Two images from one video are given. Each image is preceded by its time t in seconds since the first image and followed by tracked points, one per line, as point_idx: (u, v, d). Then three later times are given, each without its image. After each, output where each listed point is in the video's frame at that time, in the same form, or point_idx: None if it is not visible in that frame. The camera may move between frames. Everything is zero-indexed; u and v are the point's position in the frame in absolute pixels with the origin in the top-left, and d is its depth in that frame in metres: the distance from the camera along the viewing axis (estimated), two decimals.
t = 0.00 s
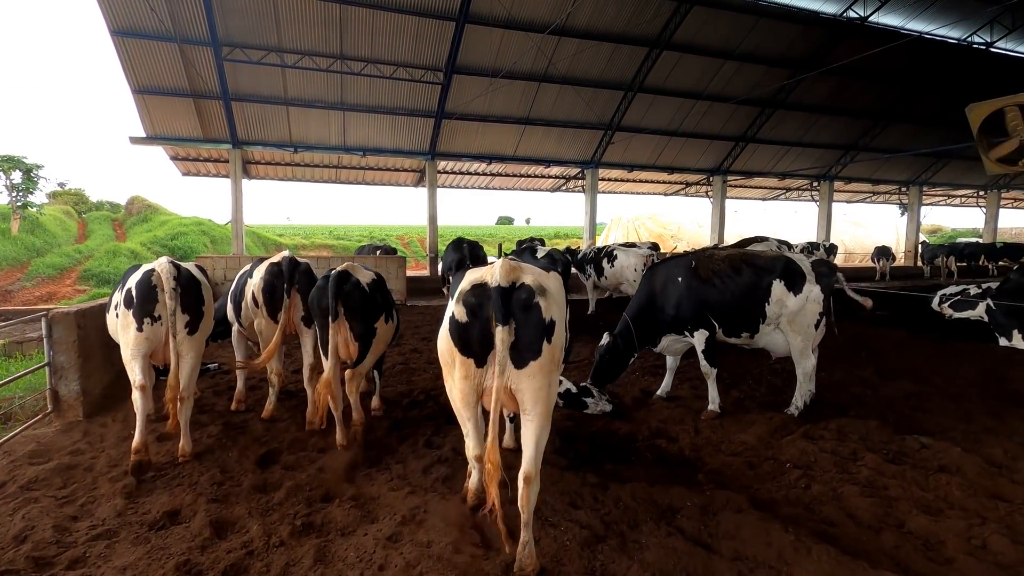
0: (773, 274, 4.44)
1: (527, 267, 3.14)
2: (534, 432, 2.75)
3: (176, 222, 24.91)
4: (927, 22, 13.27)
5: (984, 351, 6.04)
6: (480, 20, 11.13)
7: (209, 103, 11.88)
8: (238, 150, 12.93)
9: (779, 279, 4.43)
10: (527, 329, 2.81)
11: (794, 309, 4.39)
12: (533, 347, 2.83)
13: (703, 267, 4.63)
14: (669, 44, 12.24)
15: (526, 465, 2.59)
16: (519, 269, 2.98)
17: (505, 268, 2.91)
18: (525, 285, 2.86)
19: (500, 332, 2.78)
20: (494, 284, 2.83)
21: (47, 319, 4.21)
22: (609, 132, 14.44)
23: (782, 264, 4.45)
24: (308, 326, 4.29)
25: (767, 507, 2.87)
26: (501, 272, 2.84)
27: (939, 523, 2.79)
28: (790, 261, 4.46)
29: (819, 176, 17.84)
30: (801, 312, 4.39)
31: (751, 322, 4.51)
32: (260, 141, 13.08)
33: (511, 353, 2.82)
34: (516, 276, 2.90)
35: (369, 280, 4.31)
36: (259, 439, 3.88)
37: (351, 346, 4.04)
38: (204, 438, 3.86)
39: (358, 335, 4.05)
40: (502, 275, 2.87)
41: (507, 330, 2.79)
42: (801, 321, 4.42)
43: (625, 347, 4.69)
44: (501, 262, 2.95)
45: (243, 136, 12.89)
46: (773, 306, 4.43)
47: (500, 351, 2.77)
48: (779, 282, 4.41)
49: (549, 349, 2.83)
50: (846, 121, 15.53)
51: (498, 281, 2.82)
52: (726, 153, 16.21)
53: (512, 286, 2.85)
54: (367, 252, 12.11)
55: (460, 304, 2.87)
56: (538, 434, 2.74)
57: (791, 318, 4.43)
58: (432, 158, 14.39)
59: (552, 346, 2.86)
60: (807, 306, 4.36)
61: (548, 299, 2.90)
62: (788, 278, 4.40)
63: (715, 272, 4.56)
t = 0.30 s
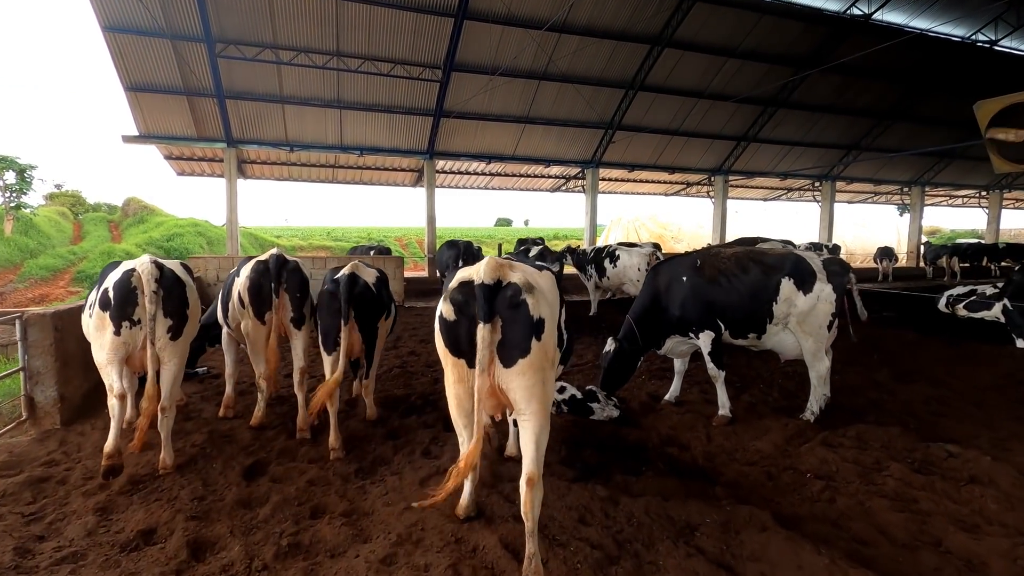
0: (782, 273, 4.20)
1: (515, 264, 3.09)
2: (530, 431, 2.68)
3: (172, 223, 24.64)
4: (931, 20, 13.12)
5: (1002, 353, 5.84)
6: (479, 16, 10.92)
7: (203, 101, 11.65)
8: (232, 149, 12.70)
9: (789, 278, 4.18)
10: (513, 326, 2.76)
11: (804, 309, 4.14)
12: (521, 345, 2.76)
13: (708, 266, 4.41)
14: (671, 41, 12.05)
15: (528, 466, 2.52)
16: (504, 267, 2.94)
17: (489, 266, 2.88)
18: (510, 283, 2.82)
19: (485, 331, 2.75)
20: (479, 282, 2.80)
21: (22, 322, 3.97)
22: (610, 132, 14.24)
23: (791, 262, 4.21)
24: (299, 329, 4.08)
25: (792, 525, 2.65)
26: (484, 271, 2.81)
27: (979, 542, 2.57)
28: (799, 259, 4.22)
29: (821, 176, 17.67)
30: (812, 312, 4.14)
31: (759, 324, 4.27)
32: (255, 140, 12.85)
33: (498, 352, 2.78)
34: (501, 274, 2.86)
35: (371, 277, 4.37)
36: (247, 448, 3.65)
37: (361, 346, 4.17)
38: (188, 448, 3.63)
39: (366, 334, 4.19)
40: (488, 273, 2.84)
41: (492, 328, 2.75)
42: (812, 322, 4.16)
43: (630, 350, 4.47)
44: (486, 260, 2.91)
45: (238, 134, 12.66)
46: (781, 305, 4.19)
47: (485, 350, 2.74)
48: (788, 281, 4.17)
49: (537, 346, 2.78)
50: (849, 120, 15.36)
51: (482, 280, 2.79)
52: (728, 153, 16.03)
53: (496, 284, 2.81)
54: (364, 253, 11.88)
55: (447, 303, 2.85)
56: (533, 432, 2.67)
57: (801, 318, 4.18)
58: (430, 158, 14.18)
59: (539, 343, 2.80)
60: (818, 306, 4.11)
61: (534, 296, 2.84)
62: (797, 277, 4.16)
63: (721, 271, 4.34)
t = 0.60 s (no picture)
0: (794, 276, 4.02)
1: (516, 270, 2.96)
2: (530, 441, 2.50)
3: (164, 223, 24.36)
4: (931, 20, 13.05)
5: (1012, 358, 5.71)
6: (476, 13, 10.70)
7: (195, 99, 11.40)
8: (224, 148, 12.44)
9: (800, 281, 4.00)
10: (514, 333, 2.61)
11: (816, 314, 3.97)
12: (520, 352, 2.61)
13: (717, 269, 4.23)
14: (670, 40, 11.91)
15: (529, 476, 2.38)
16: (506, 271, 2.80)
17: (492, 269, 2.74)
18: (512, 288, 2.68)
19: (485, 334, 2.58)
20: (481, 284, 2.65)
21: None
22: (608, 132, 14.08)
23: (803, 265, 4.03)
24: (287, 335, 3.92)
25: (814, 549, 2.48)
26: (487, 273, 2.67)
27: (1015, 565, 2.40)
28: (810, 262, 4.05)
29: (820, 177, 17.59)
30: (825, 317, 3.97)
31: (769, 330, 4.09)
32: (248, 139, 12.61)
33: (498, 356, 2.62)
34: (503, 278, 2.73)
35: (367, 273, 4.60)
36: (231, 462, 3.44)
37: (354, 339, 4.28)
38: (168, 462, 3.42)
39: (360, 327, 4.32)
40: (490, 275, 2.70)
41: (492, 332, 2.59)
42: (824, 327, 4.00)
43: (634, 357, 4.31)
44: (489, 263, 2.77)
45: (230, 133, 12.40)
46: (792, 310, 4.01)
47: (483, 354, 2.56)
48: (800, 285, 4.00)
49: (537, 353, 2.64)
50: (848, 120, 15.29)
51: (485, 281, 2.65)
52: (727, 154, 15.92)
53: (498, 287, 2.67)
54: (358, 255, 11.65)
55: (444, 301, 2.68)
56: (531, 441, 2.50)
57: (812, 324, 4.01)
58: (426, 158, 13.98)
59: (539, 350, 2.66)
60: (830, 310, 3.94)
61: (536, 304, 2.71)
62: (809, 281, 3.99)
63: (730, 274, 4.15)
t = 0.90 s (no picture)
0: (815, 276, 3.83)
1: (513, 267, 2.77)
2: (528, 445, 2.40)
3: (157, 222, 24.01)
4: (932, 19, 12.97)
5: None
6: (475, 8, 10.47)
7: (186, 94, 11.14)
8: (217, 145, 12.18)
9: (821, 282, 3.82)
10: (512, 335, 2.44)
11: (838, 316, 3.79)
12: (519, 354, 2.44)
13: (733, 270, 4.05)
14: (671, 37, 11.75)
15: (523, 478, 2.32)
16: (503, 268, 2.61)
17: (488, 267, 2.54)
18: (510, 286, 2.50)
19: (482, 335, 2.40)
20: (477, 283, 2.46)
21: None
22: (607, 130, 13.92)
23: (826, 265, 3.84)
24: (278, 339, 3.71)
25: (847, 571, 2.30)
26: (483, 271, 2.48)
27: None
28: (831, 261, 3.86)
29: (819, 177, 17.51)
30: (847, 319, 3.80)
31: (788, 332, 3.91)
32: (241, 137, 12.36)
33: (495, 359, 2.45)
34: (500, 277, 2.53)
35: (362, 273, 4.43)
36: (219, 474, 3.23)
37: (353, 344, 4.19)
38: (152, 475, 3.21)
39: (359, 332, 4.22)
40: (486, 273, 2.51)
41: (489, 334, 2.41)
42: (846, 330, 3.83)
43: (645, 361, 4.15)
44: (485, 260, 2.58)
45: (223, 130, 12.14)
46: (813, 312, 3.84)
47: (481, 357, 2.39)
48: (821, 286, 3.81)
49: (536, 356, 2.48)
50: (849, 120, 15.20)
51: (481, 280, 2.45)
52: (726, 153, 15.79)
53: (494, 287, 2.48)
54: (354, 254, 11.43)
55: (438, 300, 2.49)
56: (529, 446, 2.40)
57: (834, 326, 3.83)
58: (423, 156, 13.77)
59: (539, 353, 2.50)
60: (853, 313, 3.77)
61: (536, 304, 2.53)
62: (832, 281, 3.81)
63: (748, 274, 3.96)
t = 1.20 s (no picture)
0: (841, 279, 3.72)
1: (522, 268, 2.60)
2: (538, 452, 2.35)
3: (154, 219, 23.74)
4: (938, 16, 12.83)
5: None
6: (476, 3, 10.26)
7: (182, 90, 10.92)
8: (213, 141, 11.97)
9: (848, 285, 3.70)
10: (527, 342, 2.28)
11: (866, 320, 3.66)
12: (534, 361, 2.30)
13: (756, 272, 3.91)
14: (675, 34, 11.59)
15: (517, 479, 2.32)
16: (514, 270, 2.44)
17: (498, 269, 2.37)
18: (523, 289, 2.33)
19: (494, 343, 2.24)
20: (488, 287, 2.30)
21: None
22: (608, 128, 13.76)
23: (852, 268, 3.73)
24: (275, 342, 3.53)
25: None
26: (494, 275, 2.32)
27: None
28: (857, 264, 3.76)
29: (822, 176, 17.39)
30: (874, 324, 3.67)
31: (815, 336, 3.77)
32: (239, 133, 12.14)
33: (509, 367, 2.29)
34: (512, 280, 2.37)
35: (366, 273, 4.46)
36: (214, 487, 3.06)
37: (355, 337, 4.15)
38: (142, 488, 3.03)
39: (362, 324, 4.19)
40: (497, 276, 2.35)
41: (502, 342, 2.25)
42: (873, 335, 3.70)
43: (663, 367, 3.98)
44: (494, 263, 2.40)
45: (220, 127, 11.93)
46: (841, 317, 3.71)
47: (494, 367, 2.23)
48: (847, 289, 3.70)
49: (552, 362, 2.33)
50: (852, 119, 15.07)
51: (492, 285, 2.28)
52: (729, 152, 15.65)
53: (506, 291, 2.31)
54: (353, 253, 11.26)
55: (447, 306, 2.32)
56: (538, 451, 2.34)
57: (861, 331, 3.70)
58: (423, 153, 13.58)
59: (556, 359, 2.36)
60: (881, 317, 3.65)
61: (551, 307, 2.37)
62: (859, 284, 3.69)
63: (772, 277, 3.83)
